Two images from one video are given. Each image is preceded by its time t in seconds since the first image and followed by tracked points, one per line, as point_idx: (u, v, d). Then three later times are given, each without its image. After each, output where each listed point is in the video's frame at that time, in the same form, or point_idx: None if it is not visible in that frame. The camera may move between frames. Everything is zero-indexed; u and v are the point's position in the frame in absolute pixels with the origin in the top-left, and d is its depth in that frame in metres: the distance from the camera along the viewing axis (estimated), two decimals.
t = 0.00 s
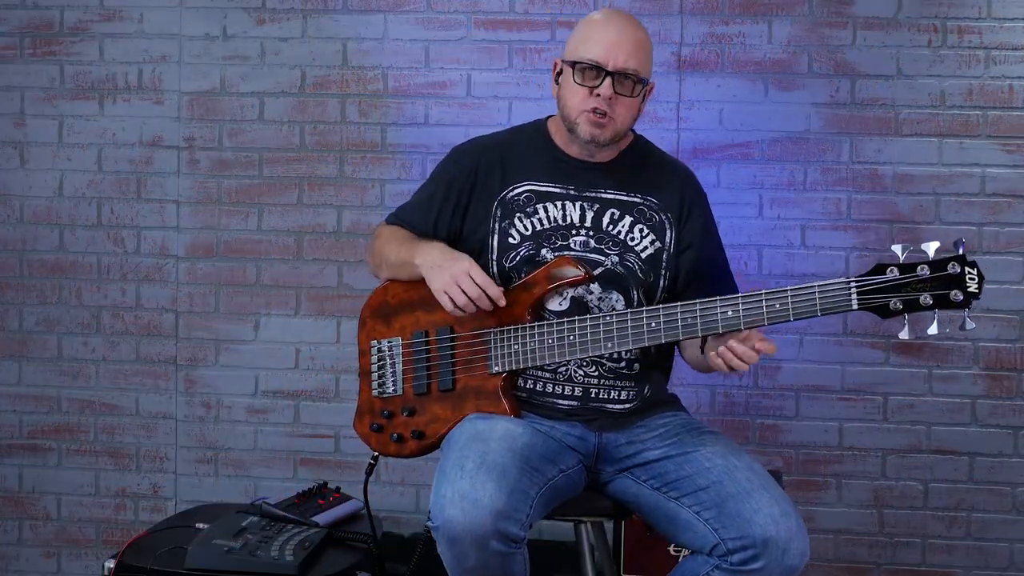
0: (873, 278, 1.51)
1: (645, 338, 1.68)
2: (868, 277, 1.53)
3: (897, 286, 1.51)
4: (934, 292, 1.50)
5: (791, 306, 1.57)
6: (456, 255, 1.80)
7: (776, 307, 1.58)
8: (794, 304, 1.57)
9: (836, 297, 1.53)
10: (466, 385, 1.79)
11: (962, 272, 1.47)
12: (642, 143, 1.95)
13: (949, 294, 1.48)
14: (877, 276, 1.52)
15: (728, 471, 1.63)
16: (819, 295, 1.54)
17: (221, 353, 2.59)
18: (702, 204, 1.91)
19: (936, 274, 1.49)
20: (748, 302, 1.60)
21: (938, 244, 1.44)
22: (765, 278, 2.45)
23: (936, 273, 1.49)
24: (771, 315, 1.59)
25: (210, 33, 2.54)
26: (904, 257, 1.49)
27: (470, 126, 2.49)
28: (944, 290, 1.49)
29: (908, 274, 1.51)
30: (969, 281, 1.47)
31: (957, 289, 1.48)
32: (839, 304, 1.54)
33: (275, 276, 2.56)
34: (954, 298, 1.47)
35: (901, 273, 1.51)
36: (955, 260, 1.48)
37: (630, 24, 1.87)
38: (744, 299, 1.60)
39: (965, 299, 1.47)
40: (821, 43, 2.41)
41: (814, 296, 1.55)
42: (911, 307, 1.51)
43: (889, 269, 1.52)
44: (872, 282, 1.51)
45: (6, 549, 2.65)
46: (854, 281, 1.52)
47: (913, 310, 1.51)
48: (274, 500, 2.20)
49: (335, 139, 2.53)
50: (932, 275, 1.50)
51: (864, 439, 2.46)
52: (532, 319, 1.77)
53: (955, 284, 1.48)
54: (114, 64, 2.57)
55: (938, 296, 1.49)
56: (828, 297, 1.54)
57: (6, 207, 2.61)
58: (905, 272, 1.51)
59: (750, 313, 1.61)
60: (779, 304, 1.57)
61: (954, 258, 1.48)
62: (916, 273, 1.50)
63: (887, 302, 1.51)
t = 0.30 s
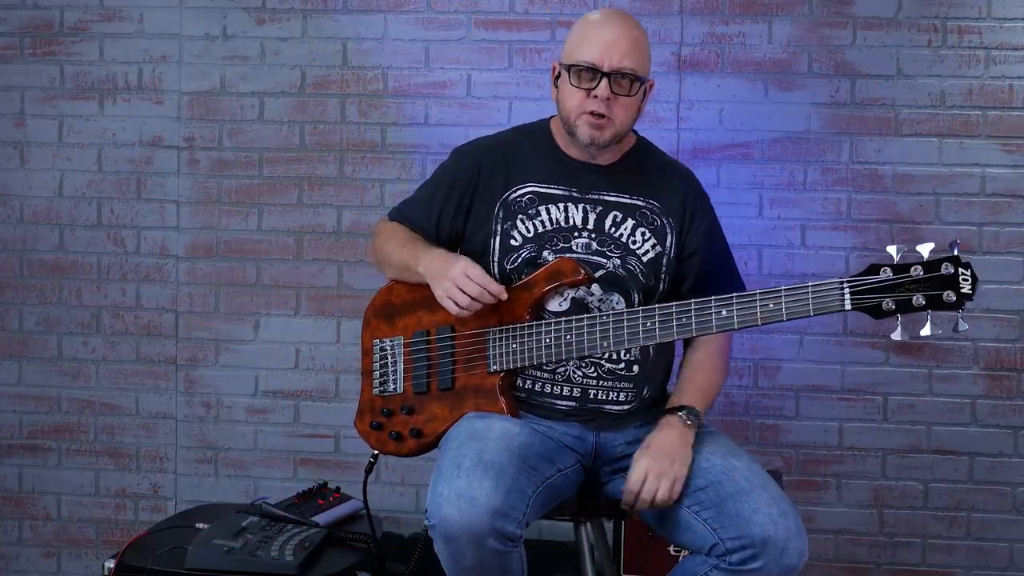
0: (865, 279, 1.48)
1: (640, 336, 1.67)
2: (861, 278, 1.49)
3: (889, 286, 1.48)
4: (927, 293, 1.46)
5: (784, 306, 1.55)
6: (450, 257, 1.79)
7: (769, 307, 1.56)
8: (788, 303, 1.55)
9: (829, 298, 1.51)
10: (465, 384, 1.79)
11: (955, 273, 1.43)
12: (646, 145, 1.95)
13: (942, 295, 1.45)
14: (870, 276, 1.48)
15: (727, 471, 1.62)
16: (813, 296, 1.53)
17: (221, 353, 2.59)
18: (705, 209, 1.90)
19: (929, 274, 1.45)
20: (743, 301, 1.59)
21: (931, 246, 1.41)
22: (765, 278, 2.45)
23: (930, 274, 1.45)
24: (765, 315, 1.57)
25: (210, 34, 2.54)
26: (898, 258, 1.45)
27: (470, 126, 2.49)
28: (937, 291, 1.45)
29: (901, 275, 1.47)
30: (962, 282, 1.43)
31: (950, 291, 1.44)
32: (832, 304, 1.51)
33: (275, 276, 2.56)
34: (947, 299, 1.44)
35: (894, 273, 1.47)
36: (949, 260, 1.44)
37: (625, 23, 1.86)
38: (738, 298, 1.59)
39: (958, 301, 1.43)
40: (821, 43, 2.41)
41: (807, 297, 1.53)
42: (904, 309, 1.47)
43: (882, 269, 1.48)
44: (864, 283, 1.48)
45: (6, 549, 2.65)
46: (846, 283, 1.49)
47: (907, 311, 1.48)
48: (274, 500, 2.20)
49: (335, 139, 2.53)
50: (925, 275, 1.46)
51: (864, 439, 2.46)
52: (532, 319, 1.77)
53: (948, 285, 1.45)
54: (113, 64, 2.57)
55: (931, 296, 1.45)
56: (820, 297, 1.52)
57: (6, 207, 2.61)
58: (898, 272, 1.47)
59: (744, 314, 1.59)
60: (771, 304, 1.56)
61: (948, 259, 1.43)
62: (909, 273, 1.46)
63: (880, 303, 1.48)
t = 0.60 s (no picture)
0: (866, 280, 1.48)
1: (642, 335, 1.67)
2: (862, 278, 1.49)
3: (890, 287, 1.47)
4: (928, 294, 1.44)
5: (785, 307, 1.55)
6: (434, 293, 1.78)
7: (771, 308, 1.56)
8: (789, 304, 1.55)
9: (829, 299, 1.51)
10: (466, 383, 1.79)
11: (957, 274, 1.42)
12: (650, 145, 1.94)
13: (943, 296, 1.43)
14: (871, 277, 1.48)
15: (726, 468, 1.63)
16: (814, 297, 1.52)
17: (221, 353, 2.59)
18: (709, 209, 1.89)
19: (931, 276, 1.44)
20: (744, 301, 1.59)
21: (932, 247, 1.40)
22: (765, 278, 2.45)
23: (932, 275, 1.44)
24: (766, 315, 1.57)
25: (210, 34, 2.54)
26: (898, 259, 1.45)
27: (471, 126, 2.49)
28: (939, 292, 1.44)
29: (902, 276, 1.47)
30: (964, 283, 1.42)
31: (952, 292, 1.43)
32: (833, 305, 1.51)
33: (275, 276, 2.56)
34: (948, 300, 1.42)
35: (896, 274, 1.47)
36: (950, 261, 1.43)
37: (625, 22, 1.86)
38: (740, 298, 1.59)
39: (959, 302, 1.42)
40: (821, 43, 2.41)
41: (808, 298, 1.53)
42: (906, 309, 1.46)
43: (884, 270, 1.48)
44: (865, 283, 1.48)
45: (6, 549, 2.65)
46: (847, 283, 1.49)
47: (908, 312, 1.47)
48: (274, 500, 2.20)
49: (335, 139, 2.53)
50: (926, 277, 1.45)
51: (864, 439, 2.46)
52: (535, 318, 1.77)
53: (950, 286, 1.43)
54: (114, 64, 2.57)
55: (933, 298, 1.44)
56: (821, 297, 1.52)
57: (6, 207, 2.61)
58: (899, 273, 1.47)
59: (745, 314, 1.59)
60: (774, 304, 1.55)
61: (949, 260, 1.42)
62: (910, 274, 1.46)
63: (881, 304, 1.47)
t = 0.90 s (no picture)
0: (866, 282, 1.48)
1: (641, 337, 1.66)
2: (863, 280, 1.49)
3: (891, 289, 1.47)
4: (929, 296, 1.44)
5: (786, 308, 1.54)
6: (444, 276, 1.79)
7: (771, 309, 1.56)
8: (789, 306, 1.54)
9: (829, 300, 1.51)
10: (468, 384, 1.79)
11: (957, 276, 1.42)
12: (647, 145, 1.94)
13: (944, 298, 1.43)
14: (871, 279, 1.48)
15: (727, 472, 1.62)
16: (814, 299, 1.52)
17: (221, 353, 2.59)
18: (708, 210, 1.89)
19: (931, 277, 1.44)
20: (745, 301, 1.58)
21: (932, 249, 1.39)
22: (765, 278, 2.45)
23: (932, 277, 1.44)
24: (767, 317, 1.57)
25: (210, 34, 2.54)
26: (899, 260, 1.44)
27: (471, 126, 2.49)
28: (940, 294, 1.43)
29: (903, 278, 1.46)
30: (965, 286, 1.42)
31: (952, 294, 1.42)
32: (834, 307, 1.51)
33: (275, 276, 2.56)
34: (949, 302, 1.42)
35: (896, 276, 1.47)
36: (951, 263, 1.42)
37: (621, 21, 1.85)
38: (741, 300, 1.59)
39: (960, 304, 1.42)
40: (820, 43, 2.41)
41: (809, 299, 1.53)
42: (906, 311, 1.46)
43: (884, 272, 1.48)
44: (866, 285, 1.48)
45: (6, 549, 2.65)
46: (847, 285, 1.49)
47: (908, 313, 1.47)
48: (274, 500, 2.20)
49: (335, 139, 2.53)
50: (927, 278, 1.44)
51: (864, 439, 2.46)
52: (535, 319, 1.77)
53: (951, 288, 1.43)
54: (114, 64, 2.57)
55: (934, 299, 1.44)
56: (822, 300, 1.51)
57: (6, 207, 2.62)
58: (900, 275, 1.46)
59: (746, 317, 1.58)
60: (774, 306, 1.55)
61: (950, 262, 1.42)
62: (911, 276, 1.45)
63: (881, 305, 1.47)
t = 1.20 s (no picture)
0: (865, 288, 1.48)
1: (640, 339, 1.66)
2: (862, 286, 1.49)
3: (889, 295, 1.47)
4: (928, 303, 1.44)
5: (784, 313, 1.54)
6: (445, 264, 1.80)
7: (769, 314, 1.56)
8: (788, 310, 1.54)
9: (828, 306, 1.51)
10: (466, 384, 1.79)
11: (956, 283, 1.42)
12: (644, 144, 1.94)
13: (943, 305, 1.43)
14: (870, 285, 1.48)
15: (724, 472, 1.62)
16: (813, 305, 1.52)
17: (221, 353, 2.59)
18: (707, 210, 1.91)
19: (930, 284, 1.44)
20: (742, 305, 1.58)
21: (932, 254, 1.40)
22: (765, 278, 2.45)
23: (931, 284, 1.44)
24: (765, 322, 1.56)
25: (210, 34, 2.54)
26: (898, 266, 1.44)
27: (470, 126, 2.49)
28: (938, 301, 1.43)
29: (901, 284, 1.46)
30: (963, 293, 1.42)
31: (951, 301, 1.42)
32: (832, 313, 1.51)
33: (275, 276, 2.56)
34: (947, 309, 1.42)
35: (895, 282, 1.47)
36: (950, 270, 1.43)
37: (617, 21, 1.85)
38: (739, 304, 1.59)
39: (959, 311, 1.41)
40: (820, 43, 2.41)
41: (807, 305, 1.52)
42: (905, 318, 1.46)
43: (883, 278, 1.48)
44: (865, 291, 1.48)
45: (6, 549, 2.65)
46: (846, 291, 1.49)
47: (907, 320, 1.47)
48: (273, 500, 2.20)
49: (335, 139, 2.53)
50: (925, 285, 1.44)
51: (864, 439, 2.46)
52: (533, 320, 1.77)
53: (949, 295, 1.43)
54: (114, 64, 2.57)
55: (932, 306, 1.44)
56: (821, 305, 1.51)
57: (6, 207, 2.62)
58: (898, 281, 1.46)
59: (743, 321, 1.58)
60: (772, 310, 1.55)
61: (948, 269, 1.42)
62: (910, 283, 1.45)
63: (880, 311, 1.47)
